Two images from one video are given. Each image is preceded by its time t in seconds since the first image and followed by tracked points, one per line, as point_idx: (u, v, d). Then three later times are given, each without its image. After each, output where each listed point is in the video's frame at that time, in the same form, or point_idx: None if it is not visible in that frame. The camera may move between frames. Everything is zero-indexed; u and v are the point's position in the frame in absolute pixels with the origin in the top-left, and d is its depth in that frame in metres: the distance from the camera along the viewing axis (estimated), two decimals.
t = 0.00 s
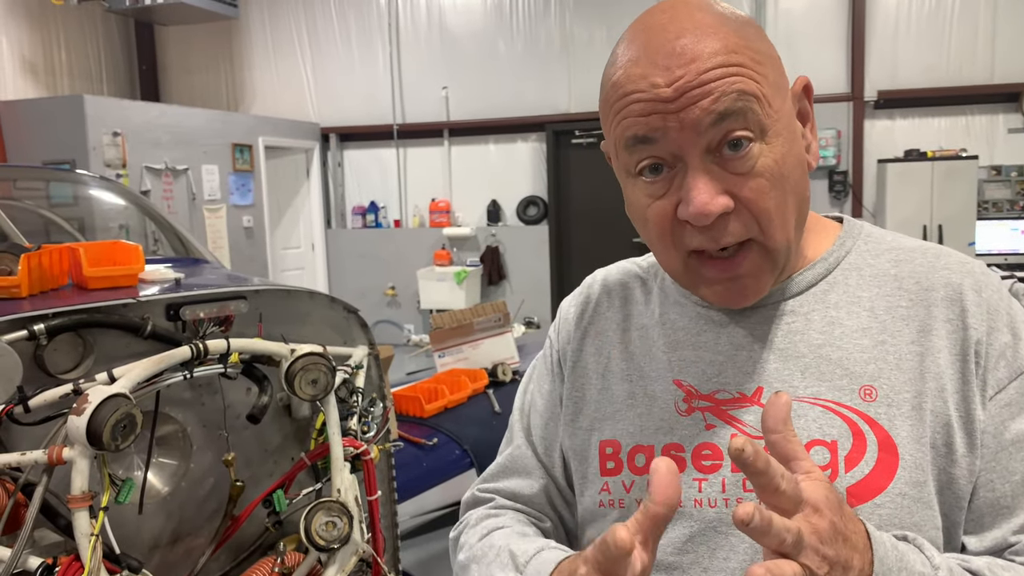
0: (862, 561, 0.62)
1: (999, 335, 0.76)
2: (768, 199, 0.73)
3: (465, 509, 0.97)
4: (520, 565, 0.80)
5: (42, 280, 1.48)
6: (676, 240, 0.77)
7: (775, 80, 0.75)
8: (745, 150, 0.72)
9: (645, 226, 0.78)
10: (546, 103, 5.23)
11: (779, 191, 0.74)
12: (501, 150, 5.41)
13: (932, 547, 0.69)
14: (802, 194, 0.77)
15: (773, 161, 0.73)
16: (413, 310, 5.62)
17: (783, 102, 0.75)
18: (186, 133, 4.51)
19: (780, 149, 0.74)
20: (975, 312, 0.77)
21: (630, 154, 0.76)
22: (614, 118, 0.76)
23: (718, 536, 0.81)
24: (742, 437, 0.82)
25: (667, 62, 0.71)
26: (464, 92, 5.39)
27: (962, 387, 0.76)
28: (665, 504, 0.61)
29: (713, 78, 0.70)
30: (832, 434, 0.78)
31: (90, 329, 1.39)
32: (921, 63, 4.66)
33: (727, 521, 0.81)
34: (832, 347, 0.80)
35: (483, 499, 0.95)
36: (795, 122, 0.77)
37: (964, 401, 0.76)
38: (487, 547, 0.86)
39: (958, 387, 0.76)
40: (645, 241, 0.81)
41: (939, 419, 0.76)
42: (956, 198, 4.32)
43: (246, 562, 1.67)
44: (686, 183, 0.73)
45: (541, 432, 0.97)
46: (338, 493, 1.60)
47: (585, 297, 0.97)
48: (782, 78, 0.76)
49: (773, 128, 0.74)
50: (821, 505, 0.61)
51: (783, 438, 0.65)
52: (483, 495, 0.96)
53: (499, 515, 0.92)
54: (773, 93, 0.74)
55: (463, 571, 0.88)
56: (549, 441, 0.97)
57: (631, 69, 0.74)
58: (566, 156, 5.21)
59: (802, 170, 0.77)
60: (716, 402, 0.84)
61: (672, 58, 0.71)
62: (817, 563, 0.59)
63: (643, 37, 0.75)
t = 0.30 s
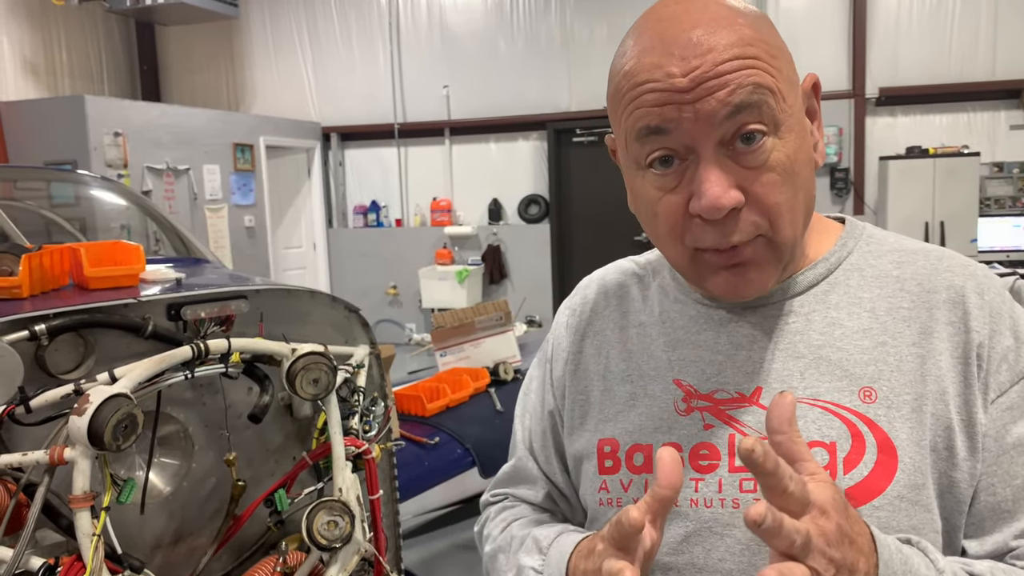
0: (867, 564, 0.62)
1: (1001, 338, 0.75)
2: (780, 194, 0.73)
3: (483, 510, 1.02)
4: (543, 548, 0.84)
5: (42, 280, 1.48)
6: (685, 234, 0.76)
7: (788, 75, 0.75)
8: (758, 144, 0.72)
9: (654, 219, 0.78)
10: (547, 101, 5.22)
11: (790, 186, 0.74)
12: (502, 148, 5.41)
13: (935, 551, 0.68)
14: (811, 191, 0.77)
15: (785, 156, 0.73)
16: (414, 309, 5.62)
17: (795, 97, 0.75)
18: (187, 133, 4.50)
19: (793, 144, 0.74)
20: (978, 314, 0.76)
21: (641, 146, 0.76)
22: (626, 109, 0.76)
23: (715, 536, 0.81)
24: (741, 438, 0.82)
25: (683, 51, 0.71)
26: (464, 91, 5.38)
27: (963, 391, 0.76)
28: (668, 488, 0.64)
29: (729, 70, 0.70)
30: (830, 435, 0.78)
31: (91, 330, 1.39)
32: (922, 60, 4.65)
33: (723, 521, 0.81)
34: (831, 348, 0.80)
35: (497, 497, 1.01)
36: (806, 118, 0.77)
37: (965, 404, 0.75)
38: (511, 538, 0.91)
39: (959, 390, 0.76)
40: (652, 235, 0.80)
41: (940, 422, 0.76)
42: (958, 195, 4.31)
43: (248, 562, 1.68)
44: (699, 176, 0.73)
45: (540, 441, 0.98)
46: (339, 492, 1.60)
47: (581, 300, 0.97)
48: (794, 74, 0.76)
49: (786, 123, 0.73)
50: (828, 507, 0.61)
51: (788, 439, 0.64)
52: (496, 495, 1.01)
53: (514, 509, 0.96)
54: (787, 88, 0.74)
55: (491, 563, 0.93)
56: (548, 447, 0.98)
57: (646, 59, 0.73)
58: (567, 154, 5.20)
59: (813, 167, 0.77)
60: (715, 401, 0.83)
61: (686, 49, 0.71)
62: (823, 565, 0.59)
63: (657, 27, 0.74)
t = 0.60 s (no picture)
0: (852, 563, 0.62)
1: (998, 333, 0.75)
2: (766, 193, 0.73)
3: (490, 510, 1.02)
4: (561, 547, 0.84)
5: (45, 280, 1.48)
6: (674, 234, 0.76)
7: (775, 72, 0.74)
8: (743, 142, 0.72)
9: (644, 219, 0.78)
10: (548, 101, 5.22)
11: (778, 184, 0.73)
12: (503, 148, 5.41)
13: (925, 550, 0.69)
14: (802, 188, 0.76)
15: (772, 154, 0.72)
16: (416, 309, 5.63)
17: (783, 94, 0.74)
18: (189, 133, 4.51)
19: (780, 142, 0.73)
20: (974, 310, 0.76)
21: (628, 146, 0.76)
22: (612, 110, 0.76)
23: (711, 533, 0.80)
24: (737, 435, 0.82)
25: (666, 52, 0.71)
26: (466, 90, 5.39)
27: (958, 387, 0.76)
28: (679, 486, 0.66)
29: (711, 69, 0.70)
30: (825, 433, 0.78)
31: (94, 330, 1.40)
32: (924, 58, 4.64)
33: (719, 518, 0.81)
34: (827, 345, 0.80)
35: (503, 497, 1.00)
36: (795, 115, 0.77)
37: (961, 400, 0.75)
38: (524, 538, 0.91)
39: (954, 387, 0.76)
40: (643, 235, 0.80)
41: (936, 419, 0.76)
42: (960, 193, 4.30)
43: (251, 561, 1.67)
44: (684, 176, 0.73)
45: (545, 438, 0.98)
46: (342, 491, 1.60)
47: (581, 296, 0.97)
48: (782, 70, 0.75)
49: (773, 120, 0.73)
50: (810, 506, 0.61)
51: (775, 437, 0.65)
52: (502, 495, 1.01)
53: (522, 507, 0.96)
54: (773, 85, 0.74)
55: (505, 563, 0.93)
56: (552, 443, 0.98)
57: (630, 60, 0.74)
58: (569, 153, 5.21)
59: (802, 164, 0.76)
60: (711, 399, 0.83)
61: (669, 48, 0.71)
62: (804, 564, 0.59)
63: (642, 27, 0.75)
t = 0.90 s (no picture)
0: (852, 546, 0.62)
1: (996, 324, 0.75)
2: (763, 194, 0.73)
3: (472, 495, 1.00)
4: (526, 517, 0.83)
5: (50, 280, 1.49)
6: (670, 233, 0.77)
7: (770, 71, 0.74)
8: (739, 143, 0.72)
9: (639, 219, 0.79)
10: (550, 101, 5.23)
11: (774, 185, 0.74)
12: (505, 148, 5.42)
13: (928, 534, 0.69)
14: (798, 186, 0.77)
15: (768, 154, 0.73)
16: (419, 309, 5.63)
17: (779, 92, 0.74)
18: (191, 134, 4.52)
19: (777, 141, 0.73)
20: (972, 302, 0.76)
21: (623, 148, 0.76)
22: (606, 111, 0.76)
23: (714, 531, 0.81)
24: (739, 433, 0.82)
25: (660, 54, 0.71)
26: (467, 90, 5.39)
27: (957, 380, 0.76)
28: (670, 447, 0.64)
29: (705, 71, 0.70)
30: (825, 430, 0.78)
31: (98, 330, 1.40)
32: (925, 57, 4.64)
33: (723, 516, 0.81)
34: (826, 342, 0.80)
35: (486, 482, 0.99)
36: (791, 113, 0.77)
37: (959, 395, 0.76)
38: (495, 513, 0.89)
39: (953, 380, 0.76)
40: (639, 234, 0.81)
41: (934, 414, 0.76)
42: (963, 192, 4.29)
43: (255, 560, 1.68)
44: (680, 178, 0.73)
45: (536, 432, 0.97)
46: (345, 490, 1.61)
47: (579, 291, 0.97)
48: (777, 67, 0.75)
49: (769, 120, 0.73)
50: (806, 486, 0.61)
51: (770, 425, 0.65)
52: (486, 481, 0.99)
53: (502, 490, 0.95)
54: (769, 84, 0.74)
55: (475, 540, 0.91)
56: (544, 435, 0.97)
57: (624, 61, 0.73)
58: (570, 154, 5.21)
59: (798, 164, 0.77)
60: (711, 397, 0.84)
61: (664, 51, 0.71)
62: (804, 544, 0.59)
63: (636, 26, 0.74)
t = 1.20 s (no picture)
0: (858, 542, 0.62)
1: (996, 327, 0.76)
2: (767, 207, 0.74)
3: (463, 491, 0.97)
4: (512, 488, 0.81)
5: (53, 280, 1.50)
6: (674, 246, 0.77)
7: (775, 82, 0.75)
8: (744, 157, 0.72)
9: (643, 230, 0.79)
10: (551, 101, 5.23)
11: (778, 197, 0.74)
12: (506, 148, 5.42)
13: (929, 531, 0.69)
14: (802, 197, 0.77)
15: (773, 167, 0.73)
16: (420, 309, 5.64)
17: (783, 103, 0.75)
18: (193, 135, 4.53)
19: (781, 153, 0.74)
20: (973, 306, 0.77)
21: (627, 159, 0.77)
22: (609, 123, 0.76)
23: (718, 533, 0.81)
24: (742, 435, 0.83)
25: (665, 67, 0.71)
26: (469, 91, 5.40)
27: (957, 383, 0.76)
28: (651, 384, 0.72)
29: (711, 85, 0.70)
30: (830, 433, 0.78)
31: (102, 330, 1.41)
32: (927, 58, 4.64)
33: (726, 518, 0.81)
34: (831, 344, 0.80)
35: (477, 477, 0.96)
36: (796, 124, 0.77)
37: (959, 397, 0.76)
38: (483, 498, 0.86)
39: (954, 382, 0.76)
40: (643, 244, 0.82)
41: (935, 416, 0.77)
42: (965, 192, 4.29)
43: (257, 559, 1.69)
44: (685, 191, 0.74)
45: (532, 430, 0.94)
46: (347, 490, 1.61)
47: (577, 292, 0.96)
48: (782, 78, 0.76)
49: (774, 132, 0.74)
50: (817, 482, 0.61)
51: (778, 421, 0.65)
52: (477, 476, 0.96)
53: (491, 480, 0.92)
54: (774, 95, 0.74)
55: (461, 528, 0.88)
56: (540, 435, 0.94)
57: (629, 72, 0.74)
58: (572, 154, 5.22)
59: (803, 175, 0.77)
60: (714, 399, 0.84)
61: (669, 62, 0.71)
62: (813, 540, 0.59)
63: (640, 36, 0.74)
